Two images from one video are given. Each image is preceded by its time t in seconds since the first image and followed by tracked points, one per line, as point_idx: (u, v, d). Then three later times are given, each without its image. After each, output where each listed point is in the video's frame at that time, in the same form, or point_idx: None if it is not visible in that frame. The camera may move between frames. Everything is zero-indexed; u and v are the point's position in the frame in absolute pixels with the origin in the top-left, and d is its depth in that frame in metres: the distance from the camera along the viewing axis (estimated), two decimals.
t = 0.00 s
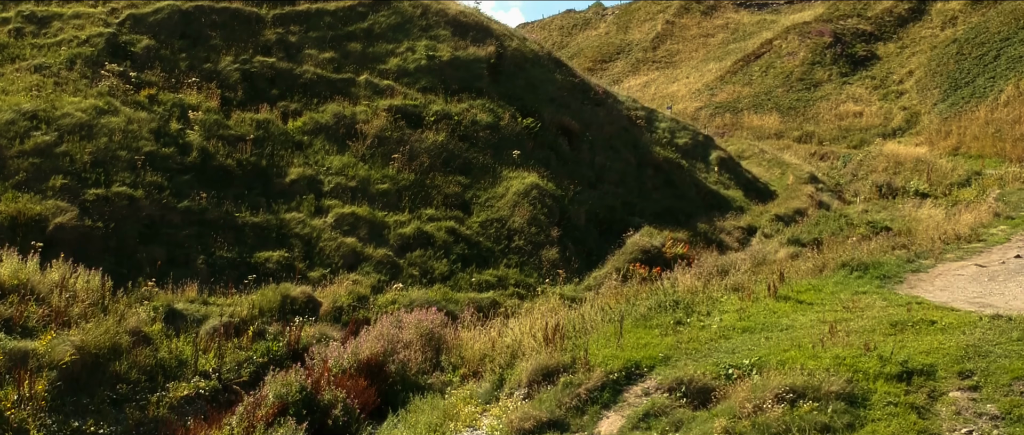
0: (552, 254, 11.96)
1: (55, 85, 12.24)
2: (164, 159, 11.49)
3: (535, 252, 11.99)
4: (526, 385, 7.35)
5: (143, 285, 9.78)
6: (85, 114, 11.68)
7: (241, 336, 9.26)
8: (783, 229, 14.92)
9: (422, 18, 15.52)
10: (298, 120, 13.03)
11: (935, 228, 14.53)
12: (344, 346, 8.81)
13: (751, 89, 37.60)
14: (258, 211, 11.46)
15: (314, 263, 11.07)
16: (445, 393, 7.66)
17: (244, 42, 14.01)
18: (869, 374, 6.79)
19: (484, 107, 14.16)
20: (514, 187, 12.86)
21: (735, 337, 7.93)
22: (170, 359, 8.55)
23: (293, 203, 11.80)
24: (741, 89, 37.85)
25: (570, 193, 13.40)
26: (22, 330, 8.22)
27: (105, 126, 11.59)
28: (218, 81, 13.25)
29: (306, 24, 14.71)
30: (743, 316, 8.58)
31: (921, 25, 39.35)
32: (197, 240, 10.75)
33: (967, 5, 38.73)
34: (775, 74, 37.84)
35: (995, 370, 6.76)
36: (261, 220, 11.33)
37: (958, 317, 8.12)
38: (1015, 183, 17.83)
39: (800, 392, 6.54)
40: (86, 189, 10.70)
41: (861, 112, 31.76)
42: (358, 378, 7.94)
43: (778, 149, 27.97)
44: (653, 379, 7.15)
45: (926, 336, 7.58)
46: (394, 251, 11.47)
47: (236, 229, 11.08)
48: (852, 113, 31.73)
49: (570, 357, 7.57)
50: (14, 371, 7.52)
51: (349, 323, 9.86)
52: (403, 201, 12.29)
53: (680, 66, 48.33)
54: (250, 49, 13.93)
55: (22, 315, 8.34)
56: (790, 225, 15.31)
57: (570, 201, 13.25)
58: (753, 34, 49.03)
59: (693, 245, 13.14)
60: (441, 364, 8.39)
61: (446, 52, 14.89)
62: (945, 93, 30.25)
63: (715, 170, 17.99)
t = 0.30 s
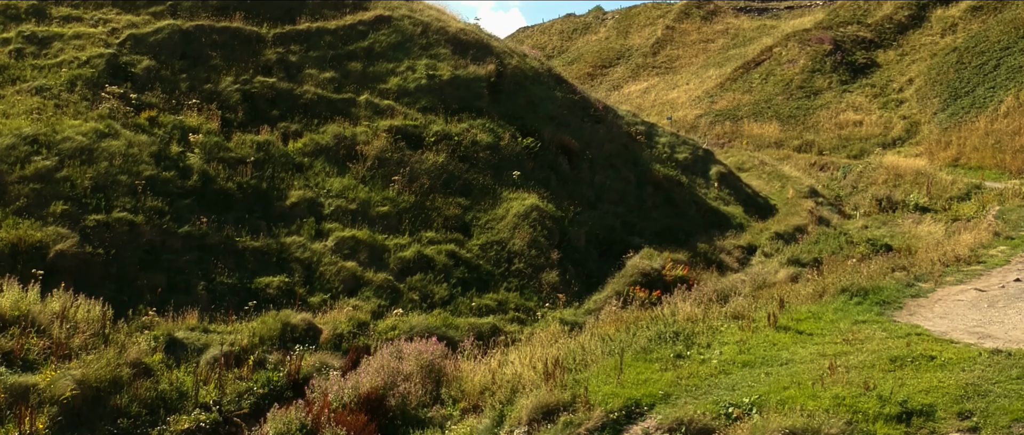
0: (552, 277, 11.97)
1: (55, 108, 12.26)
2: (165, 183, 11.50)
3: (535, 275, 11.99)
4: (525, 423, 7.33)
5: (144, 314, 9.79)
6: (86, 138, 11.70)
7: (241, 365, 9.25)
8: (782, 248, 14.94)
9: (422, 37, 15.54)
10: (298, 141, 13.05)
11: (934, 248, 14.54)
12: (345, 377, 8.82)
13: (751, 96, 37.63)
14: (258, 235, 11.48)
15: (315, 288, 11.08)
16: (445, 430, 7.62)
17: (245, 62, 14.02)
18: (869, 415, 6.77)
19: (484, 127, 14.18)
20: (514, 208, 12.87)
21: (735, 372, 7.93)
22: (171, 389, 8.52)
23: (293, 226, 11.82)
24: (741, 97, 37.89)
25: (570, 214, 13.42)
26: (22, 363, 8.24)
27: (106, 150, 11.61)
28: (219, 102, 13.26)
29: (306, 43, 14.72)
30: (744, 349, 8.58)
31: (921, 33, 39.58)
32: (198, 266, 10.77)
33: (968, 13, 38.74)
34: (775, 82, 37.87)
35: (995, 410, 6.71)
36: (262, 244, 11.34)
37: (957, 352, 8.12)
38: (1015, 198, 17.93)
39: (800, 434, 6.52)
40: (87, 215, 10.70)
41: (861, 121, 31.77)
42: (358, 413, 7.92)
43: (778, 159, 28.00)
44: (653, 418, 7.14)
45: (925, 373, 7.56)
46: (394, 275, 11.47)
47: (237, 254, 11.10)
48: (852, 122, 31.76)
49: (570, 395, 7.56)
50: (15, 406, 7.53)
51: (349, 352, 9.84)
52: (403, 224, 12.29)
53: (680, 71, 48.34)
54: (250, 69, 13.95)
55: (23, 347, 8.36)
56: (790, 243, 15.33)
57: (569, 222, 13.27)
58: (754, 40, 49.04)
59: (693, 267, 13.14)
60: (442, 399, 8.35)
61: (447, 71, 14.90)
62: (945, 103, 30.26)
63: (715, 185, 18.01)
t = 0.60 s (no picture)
0: (553, 300, 11.97)
1: (57, 131, 12.26)
2: (166, 208, 11.52)
3: (536, 299, 11.99)
4: None
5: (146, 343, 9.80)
6: (87, 162, 11.71)
7: (243, 395, 9.21)
8: (783, 267, 14.96)
9: (423, 56, 15.57)
10: (300, 163, 13.07)
11: (935, 268, 14.55)
12: (346, 410, 8.79)
13: (751, 104, 37.65)
14: (259, 260, 11.48)
15: (316, 313, 11.09)
16: None
17: (246, 83, 14.03)
18: None
19: (485, 147, 14.18)
20: (515, 230, 12.88)
21: (737, 407, 7.93)
22: (173, 421, 8.49)
23: (294, 250, 11.82)
24: (741, 105, 37.91)
25: (571, 236, 13.44)
26: (24, 396, 8.19)
27: (107, 175, 11.62)
28: (220, 124, 13.27)
29: (307, 62, 14.73)
30: (745, 382, 8.57)
31: (921, 40, 39.62)
32: (199, 292, 10.77)
33: (967, 20, 38.78)
34: (775, 89, 37.90)
35: None
36: (263, 269, 11.35)
37: (958, 387, 8.10)
38: (1016, 214, 17.95)
39: None
40: (88, 241, 10.70)
41: (861, 130, 31.80)
42: None
43: (778, 169, 28.00)
44: None
45: (927, 410, 7.54)
46: (395, 299, 11.47)
47: (238, 279, 11.11)
48: (852, 131, 31.79)
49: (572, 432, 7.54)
50: None
51: (350, 381, 9.81)
52: (404, 247, 12.30)
53: (680, 77, 48.33)
54: (251, 89, 13.95)
55: (26, 380, 8.30)
56: (791, 262, 15.35)
57: (570, 243, 13.28)
58: (754, 45, 49.00)
59: (694, 288, 13.15)
60: (442, 430, 8.23)
61: (447, 91, 14.92)
62: (945, 112, 30.27)
63: (716, 201, 18.02)
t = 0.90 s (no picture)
0: (554, 324, 11.97)
1: (59, 154, 12.28)
2: (168, 233, 11.53)
3: (537, 322, 11.99)
4: None
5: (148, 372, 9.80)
6: (89, 186, 11.72)
7: (246, 424, 9.14)
8: (784, 286, 14.97)
9: (424, 74, 15.59)
10: (301, 184, 13.09)
11: (935, 289, 14.56)
12: None
13: (752, 111, 37.66)
14: (261, 285, 11.49)
15: (318, 339, 11.07)
16: None
17: (247, 103, 14.05)
18: None
19: (486, 168, 14.21)
20: (516, 253, 12.89)
21: None
22: None
23: (296, 274, 11.83)
24: (741, 112, 37.93)
25: (572, 257, 13.45)
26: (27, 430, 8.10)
27: (109, 199, 11.64)
28: (221, 145, 13.28)
29: (308, 82, 14.74)
30: (747, 416, 8.56)
31: (921, 47, 39.65)
32: (201, 318, 10.77)
33: (967, 27, 38.79)
34: (775, 97, 37.94)
35: None
36: (265, 294, 11.36)
37: (959, 422, 8.08)
38: (1016, 231, 17.98)
39: None
40: (90, 267, 10.71)
41: (861, 139, 31.81)
42: None
43: (779, 179, 28.00)
44: None
45: None
46: (396, 324, 11.46)
47: (240, 305, 11.11)
48: (852, 140, 31.79)
49: None
50: None
51: (352, 409, 9.75)
52: (405, 270, 12.30)
53: (680, 83, 48.33)
54: (252, 109, 13.97)
55: (29, 414, 8.20)
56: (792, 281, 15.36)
57: (571, 265, 13.29)
58: (754, 50, 49.00)
59: (695, 310, 13.16)
60: None
61: (449, 110, 14.93)
62: (946, 121, 30.28)
63: (716, 217, 18.03)
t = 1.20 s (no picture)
0: (555, 347, 11.95)
1: (60, 177, 12.30)
2: (170, 257, 11.54)
3: (538, 345, 11.98)
4: None
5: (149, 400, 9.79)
6: (91, 210, 11.73)
7: None
8: (785, 305, 14.97)
9: (425, 92, 15.61)
10: (302, 206, 13.11)
11: (936, 308, 14.58)
12: None
13: (752, 119, 37.67)
14: (262, 309, 11.48)
15: (319, 364, 11.05)
16: None
17: (248, 123, 14.06)
18: None
19: (487, 188, 14.22)
20: (517, 274, 12.90)
21: None
22: None
23: (297, 298, 11.82)
24: (742, 120, 37.94)
25: (573, 278, 13.45)
26: None
27: (111, 223, 11.65)
28: (223, 166, 13.29)
29: (310, 101, 14.76)
30: None
31: (921, 54, 39.70)
32: (203, 344, 10.75)
33: (968, 34, 38.84)
34: (775, 105, 37.97)
35: None
36: (266, 319, 11.35)
37: None
38: (1017, 246, 18.01)
39: None
40: (92, 294, 10.71)
41: (862, 148, 31.82)
42: None
43: (780, 189, 28.01)
44: None
45: None
46: (398, 348, 11.44)
47: (241, 330, 11.11)
48: (852, 149, 31.80)
49: None
50: None
51: None
52: (407, 292, 12.30)
53: (681, 88, 48.31)
54: (254, 130, 13.99)
55: None
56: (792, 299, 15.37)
57: (572, 286, 13.30)
58: (755, 56, 49.02)
59: (696, 332, 13.16)
60: None
61: (450, 129, 14.95)
62: (946, 130, 30.31)
63: (717, 232, 18.02)
